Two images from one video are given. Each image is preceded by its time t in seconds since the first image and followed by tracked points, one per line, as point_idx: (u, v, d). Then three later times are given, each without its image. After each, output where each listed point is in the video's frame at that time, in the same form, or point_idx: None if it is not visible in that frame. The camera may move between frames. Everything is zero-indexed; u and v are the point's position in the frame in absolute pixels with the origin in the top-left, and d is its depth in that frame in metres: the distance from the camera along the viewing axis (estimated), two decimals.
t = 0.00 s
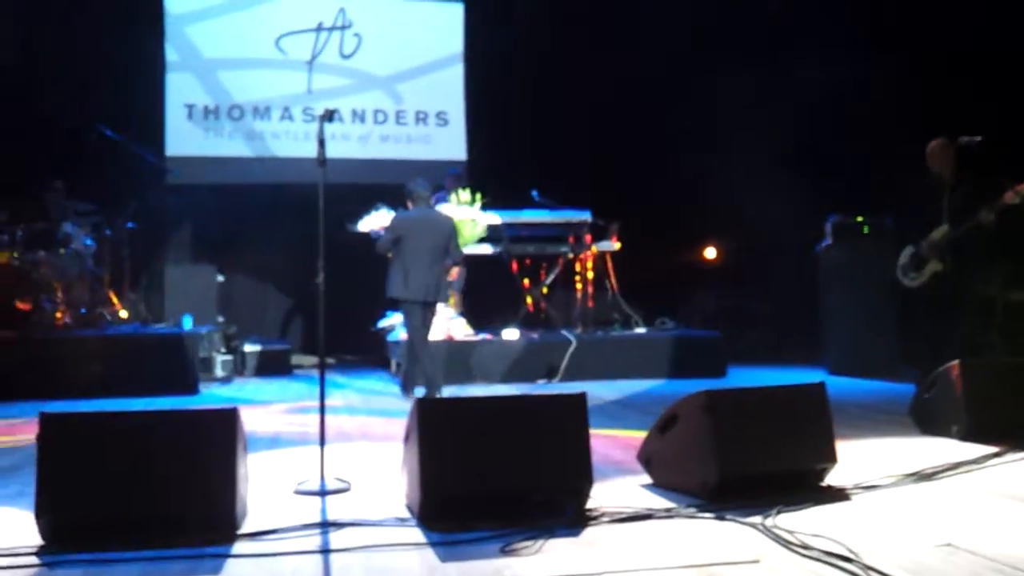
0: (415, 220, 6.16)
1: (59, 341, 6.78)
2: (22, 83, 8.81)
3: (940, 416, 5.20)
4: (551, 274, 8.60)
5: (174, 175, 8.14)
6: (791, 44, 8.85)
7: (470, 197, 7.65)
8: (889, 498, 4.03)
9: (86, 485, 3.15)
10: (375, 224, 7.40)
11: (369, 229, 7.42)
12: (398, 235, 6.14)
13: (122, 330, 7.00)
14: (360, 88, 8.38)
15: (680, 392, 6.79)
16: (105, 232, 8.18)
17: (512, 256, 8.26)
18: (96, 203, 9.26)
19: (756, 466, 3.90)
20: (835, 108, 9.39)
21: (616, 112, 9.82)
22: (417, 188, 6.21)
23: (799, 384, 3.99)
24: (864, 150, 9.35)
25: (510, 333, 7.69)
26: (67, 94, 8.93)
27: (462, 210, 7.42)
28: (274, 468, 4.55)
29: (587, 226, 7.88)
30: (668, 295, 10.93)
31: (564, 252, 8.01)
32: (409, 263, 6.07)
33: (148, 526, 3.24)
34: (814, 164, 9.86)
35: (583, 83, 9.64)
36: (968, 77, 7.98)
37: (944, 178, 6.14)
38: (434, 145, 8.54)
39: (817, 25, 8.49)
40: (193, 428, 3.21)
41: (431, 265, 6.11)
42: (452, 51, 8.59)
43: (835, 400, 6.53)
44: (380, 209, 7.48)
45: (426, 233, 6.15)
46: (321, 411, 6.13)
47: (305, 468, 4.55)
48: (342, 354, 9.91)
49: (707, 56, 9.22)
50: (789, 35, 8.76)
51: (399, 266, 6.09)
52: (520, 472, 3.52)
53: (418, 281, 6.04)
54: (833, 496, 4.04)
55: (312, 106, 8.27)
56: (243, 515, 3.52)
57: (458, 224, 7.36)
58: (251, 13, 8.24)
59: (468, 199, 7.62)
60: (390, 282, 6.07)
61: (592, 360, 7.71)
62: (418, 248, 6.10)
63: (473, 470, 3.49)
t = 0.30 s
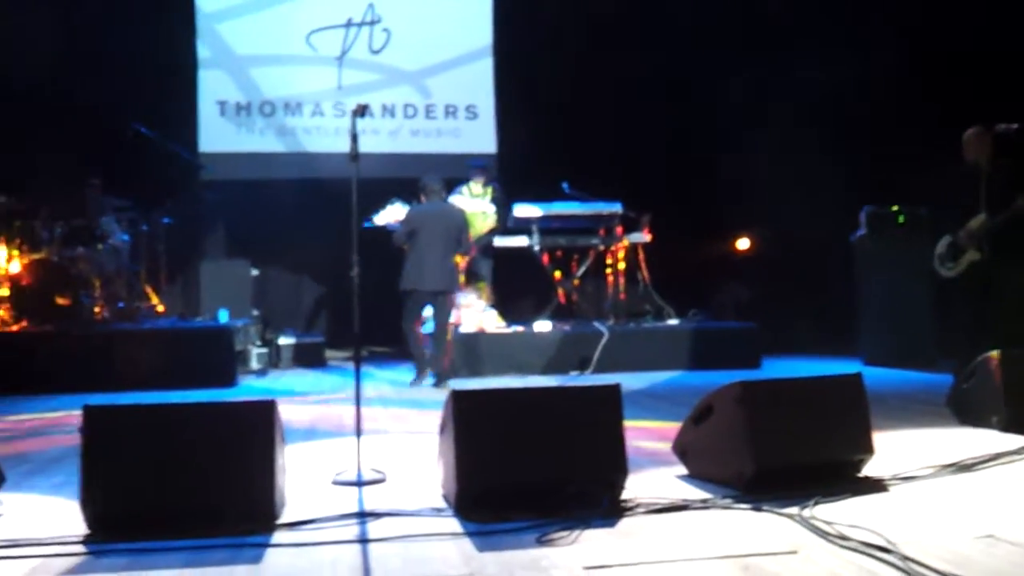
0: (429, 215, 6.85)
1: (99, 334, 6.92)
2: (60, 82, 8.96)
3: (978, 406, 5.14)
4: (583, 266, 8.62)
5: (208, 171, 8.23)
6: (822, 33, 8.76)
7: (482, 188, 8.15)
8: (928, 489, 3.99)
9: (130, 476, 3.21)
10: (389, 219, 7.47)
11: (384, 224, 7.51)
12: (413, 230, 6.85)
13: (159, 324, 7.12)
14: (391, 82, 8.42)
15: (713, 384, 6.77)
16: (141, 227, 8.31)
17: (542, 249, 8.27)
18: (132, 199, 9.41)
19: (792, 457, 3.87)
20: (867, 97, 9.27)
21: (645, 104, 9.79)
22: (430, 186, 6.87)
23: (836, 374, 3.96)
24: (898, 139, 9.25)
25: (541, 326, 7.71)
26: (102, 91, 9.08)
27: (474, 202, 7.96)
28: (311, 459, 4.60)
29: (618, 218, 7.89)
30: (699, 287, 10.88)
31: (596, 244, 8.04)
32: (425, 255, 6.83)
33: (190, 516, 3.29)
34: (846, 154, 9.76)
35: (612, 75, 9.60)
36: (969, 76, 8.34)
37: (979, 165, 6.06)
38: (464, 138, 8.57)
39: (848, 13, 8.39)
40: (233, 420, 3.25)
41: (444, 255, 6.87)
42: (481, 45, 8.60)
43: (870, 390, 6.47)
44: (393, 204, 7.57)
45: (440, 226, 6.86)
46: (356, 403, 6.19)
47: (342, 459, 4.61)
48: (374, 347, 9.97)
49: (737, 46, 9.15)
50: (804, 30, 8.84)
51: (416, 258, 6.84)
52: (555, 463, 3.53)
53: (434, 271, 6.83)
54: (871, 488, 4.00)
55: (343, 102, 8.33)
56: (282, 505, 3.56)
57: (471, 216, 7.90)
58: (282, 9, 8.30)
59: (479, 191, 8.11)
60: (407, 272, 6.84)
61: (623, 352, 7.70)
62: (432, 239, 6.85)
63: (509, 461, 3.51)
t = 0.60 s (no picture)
0: (430, 219, 7.04)
1: (126, 334, 6.98)
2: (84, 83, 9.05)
3: (1004, 402, 5.09)
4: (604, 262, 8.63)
5: (232, 171, 8.30)
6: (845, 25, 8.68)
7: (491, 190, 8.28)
8: (955, 486, 3.96)
9: (156, 473, 3.24)
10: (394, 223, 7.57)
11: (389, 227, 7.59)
12: (415, 234, 7.04)
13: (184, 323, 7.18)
14: (412, 80, 8.46)
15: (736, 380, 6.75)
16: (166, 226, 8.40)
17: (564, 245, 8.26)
18: (156, 199, 9.49)
19: (815, 454, 3.85)
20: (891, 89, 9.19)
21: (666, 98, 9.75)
22: (432, 191, 7.06)
23: (860, 371, 3.92)
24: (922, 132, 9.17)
25: (562, 323, 7.73)
26: (126, 92, 9.16)
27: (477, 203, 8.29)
28: (335, 457, 4.64)
29: (639, 214, 7.88)
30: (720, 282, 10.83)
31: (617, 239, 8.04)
32: (426, 258, 7.03)
33: (215, 513, 3.33)
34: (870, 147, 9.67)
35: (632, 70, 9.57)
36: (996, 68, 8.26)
37: (1006, 160, 5.98)
38: (485, 135, 8.58)
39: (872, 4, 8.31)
40: (257, 417, 3.28)
41: (445, 258, 7.07)
42: (503, 43, 8.60)
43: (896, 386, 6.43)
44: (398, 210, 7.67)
45: (441, 230, 7.05)
46: (380, 400, 6.23)
47: (365, 456, 4.64)
48: (396, 344, 10.02)
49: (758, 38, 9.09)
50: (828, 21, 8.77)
51: (418, 262, 7.04)
52: (578, 460, 3.54)
53: (435, 275, 7.03)
54: (896, 484, 3.98)
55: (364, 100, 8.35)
56: (306, 502, 3.60)
57: (471, 216, 8.30)
58: (302, 8, 8.34)
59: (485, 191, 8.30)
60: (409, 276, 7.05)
61: (644, 348, 7.70)
62: (431, 244, 7.04)
63: (531, 459, 3.51)
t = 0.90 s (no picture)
0: (424, 224, 7.33)
1: (143, 337, 7.07)
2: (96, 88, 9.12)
3: (1012, 403, 5.11)
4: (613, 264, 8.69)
5: (247, 174, 8.34)
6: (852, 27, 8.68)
7: (492, 196, 8.39)
8: (961, 486, 3.99)
9: (172, 473, 3.31)
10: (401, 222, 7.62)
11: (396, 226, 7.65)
12: (410, 237, 7.36)
13: (197, 325, 7.27)
14: (421, 79, 8.60)
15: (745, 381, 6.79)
16: (181, 229, 8.50)
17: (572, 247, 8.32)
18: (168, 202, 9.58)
19: (821, 454, 3.89)
20: (897, 92, 9.15)
21: (673, 101, 9.79)
22: (426, 198, 7.34)
23: (865, 371, 3.96)
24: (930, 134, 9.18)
25: (571, 324, 7.78)
26: (137, 96, 9.23)
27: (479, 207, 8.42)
28: (347, 456, 4.71)
29: (647, 216, 7.93)
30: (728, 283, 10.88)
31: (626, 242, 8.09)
32: (420, 261, 7.34)
33: (230, 511, 3.40)
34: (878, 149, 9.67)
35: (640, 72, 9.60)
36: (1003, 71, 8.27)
37: (1012, 164, 5.99)
38: (494, 138, 8.64)
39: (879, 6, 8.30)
40: (271, 419, 3.34)
41: (439, 261, 7.36)
42: (510, 47, 8.65)
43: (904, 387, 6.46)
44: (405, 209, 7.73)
45: (435, 233, 7.34)
46: (391, 401, 6.31)
47: (377, 456, 4.71)
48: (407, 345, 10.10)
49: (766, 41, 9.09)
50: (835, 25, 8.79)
51: (413, 263, 7.36)
52: (587, 459, 3.59)
53: (429, 277, 7.33)
54: (903, 484, 4.01)
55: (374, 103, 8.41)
56: (319, 501, 3.66)
57: (472, 220, 8.44)
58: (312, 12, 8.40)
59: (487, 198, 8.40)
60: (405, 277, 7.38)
61: (653, 349, 7.75)
62: (427, 247, 7.34)
63: (541, 459, 3.57)
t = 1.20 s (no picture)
0: (430, 231, 7.54)
1: (156, 339, 7.09)
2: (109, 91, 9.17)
3: None
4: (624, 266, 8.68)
5: (258, 177, 8.36)
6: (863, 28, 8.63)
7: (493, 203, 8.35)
8: (975, 488, 3.98)
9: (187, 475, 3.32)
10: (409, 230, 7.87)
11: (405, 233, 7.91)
12: (417, 244, 7.56)
13: (209, 327, 7.30)
14: (432, 81, 8.61)
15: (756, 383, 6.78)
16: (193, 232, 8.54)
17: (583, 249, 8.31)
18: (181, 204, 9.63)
19: (834, 456, 3.88)
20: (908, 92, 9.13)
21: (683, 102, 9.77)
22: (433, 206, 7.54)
23: (877, 373, 3.94)
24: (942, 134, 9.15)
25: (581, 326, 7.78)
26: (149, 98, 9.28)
27: (481, 215, 8.36)
28: (359, 458, 4.72)
29: (657, 217, 7.92)
30: (739, 283, 10.86)
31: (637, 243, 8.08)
32: (425, 266, 7.54)
33: (245, 512, 3.41)
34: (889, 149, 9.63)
35: (649, 73, 9.58)
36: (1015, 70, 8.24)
37: None
38: (503, 139, 8.66)
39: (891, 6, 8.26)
40: (285, 421, 3.35)
41: (444, 267, 7.55)
42: (519, 49, 8.66)
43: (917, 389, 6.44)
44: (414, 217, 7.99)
45: (440, 240, 7.54)
46: (403, 403, 6.32)
47: (389, 458, 4.72)
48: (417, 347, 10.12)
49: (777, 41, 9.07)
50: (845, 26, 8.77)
51: (419, 269, 7.57)
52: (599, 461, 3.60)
53: (434, 282, 7.53)
54: (916, 486, 4.00)
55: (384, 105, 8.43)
56: (332, 503, 3.67)
57: (474, 228, 8.36)
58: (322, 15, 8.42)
59: (488, 205, 8.37)
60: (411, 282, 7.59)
61: (664, 350, 7.75)
62: (433, 253, 7.54)
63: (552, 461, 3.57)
